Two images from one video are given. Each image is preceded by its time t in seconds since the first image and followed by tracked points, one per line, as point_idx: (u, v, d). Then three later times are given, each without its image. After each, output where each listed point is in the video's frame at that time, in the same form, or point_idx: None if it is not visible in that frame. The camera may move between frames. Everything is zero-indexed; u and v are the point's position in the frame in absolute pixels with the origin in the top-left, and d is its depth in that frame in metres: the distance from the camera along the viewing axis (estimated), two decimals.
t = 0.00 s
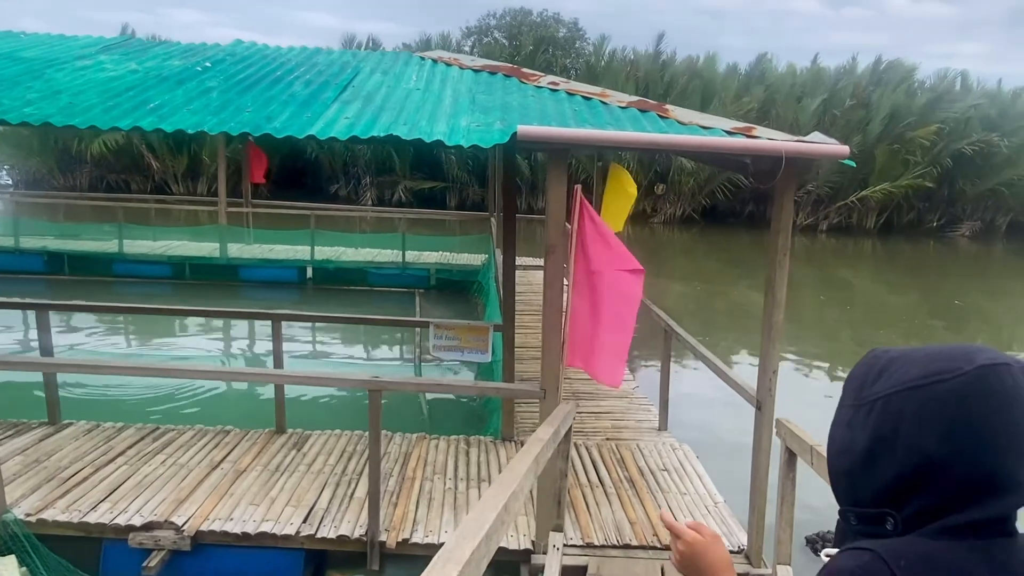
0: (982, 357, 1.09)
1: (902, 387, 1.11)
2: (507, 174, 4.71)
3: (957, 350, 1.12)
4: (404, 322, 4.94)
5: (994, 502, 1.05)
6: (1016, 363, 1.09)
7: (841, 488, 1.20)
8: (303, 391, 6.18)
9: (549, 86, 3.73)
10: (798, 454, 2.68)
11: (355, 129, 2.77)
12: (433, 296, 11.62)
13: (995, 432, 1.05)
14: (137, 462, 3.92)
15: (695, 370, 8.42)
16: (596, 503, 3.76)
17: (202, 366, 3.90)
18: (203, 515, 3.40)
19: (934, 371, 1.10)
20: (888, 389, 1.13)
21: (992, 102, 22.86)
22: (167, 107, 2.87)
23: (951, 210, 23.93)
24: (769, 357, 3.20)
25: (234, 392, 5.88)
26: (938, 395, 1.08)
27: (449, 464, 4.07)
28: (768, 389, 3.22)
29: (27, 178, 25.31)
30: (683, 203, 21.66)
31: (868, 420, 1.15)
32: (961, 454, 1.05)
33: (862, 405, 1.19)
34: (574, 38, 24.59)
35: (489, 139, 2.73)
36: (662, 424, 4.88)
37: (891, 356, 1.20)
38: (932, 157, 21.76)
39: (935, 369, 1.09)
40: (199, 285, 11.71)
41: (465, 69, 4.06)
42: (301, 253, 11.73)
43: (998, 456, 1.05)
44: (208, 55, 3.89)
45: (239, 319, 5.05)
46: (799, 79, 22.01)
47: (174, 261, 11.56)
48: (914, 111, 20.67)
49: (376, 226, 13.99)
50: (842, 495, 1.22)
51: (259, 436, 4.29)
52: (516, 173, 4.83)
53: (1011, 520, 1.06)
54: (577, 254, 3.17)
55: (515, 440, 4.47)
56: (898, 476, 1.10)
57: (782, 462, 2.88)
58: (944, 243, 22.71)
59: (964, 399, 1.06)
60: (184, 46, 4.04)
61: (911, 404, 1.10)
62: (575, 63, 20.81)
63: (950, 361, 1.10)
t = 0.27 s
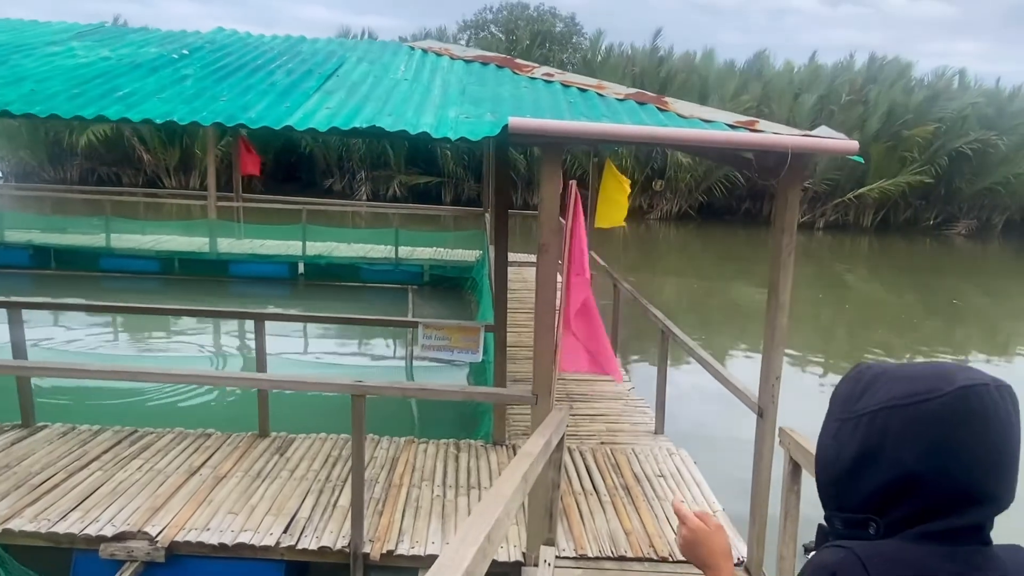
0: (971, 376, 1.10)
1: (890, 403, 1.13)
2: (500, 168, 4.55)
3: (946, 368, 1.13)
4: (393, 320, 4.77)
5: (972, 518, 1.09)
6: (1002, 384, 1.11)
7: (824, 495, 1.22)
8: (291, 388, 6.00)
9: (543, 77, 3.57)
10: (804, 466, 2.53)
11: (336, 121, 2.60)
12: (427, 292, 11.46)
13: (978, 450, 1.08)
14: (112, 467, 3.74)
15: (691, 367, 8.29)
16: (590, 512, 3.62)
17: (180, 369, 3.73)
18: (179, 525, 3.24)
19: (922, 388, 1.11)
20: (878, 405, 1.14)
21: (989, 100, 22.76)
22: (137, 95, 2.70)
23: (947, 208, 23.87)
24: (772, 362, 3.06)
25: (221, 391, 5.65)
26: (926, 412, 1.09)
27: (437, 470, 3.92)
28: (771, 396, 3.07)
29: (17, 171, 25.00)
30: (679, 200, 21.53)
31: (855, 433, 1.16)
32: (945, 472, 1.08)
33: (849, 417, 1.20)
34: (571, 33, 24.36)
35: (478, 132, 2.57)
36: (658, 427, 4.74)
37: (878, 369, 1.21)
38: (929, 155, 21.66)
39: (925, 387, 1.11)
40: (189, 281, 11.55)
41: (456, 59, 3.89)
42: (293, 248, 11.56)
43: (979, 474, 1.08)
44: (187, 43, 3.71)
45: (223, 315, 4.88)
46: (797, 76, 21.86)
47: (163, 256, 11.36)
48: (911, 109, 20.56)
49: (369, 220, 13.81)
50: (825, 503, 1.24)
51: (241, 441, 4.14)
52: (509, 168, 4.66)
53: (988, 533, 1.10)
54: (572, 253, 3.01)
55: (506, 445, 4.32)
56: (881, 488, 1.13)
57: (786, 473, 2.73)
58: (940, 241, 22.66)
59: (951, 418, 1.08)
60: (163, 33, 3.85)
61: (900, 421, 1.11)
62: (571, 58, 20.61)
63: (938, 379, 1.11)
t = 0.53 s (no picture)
0: (921, 349, 1.22)
1: (850, 384, 1.25)
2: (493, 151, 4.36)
3: (897, 343, 1.25)
4: (382, 309, 4.59)
5: (936, 488, 1.19)
6: (953, 355, 1.23)
7: (801, 483, 1.31)
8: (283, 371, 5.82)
9: (538, 53, 3.39)
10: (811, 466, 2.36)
11: (310, 92, 2.43)
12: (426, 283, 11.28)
13: (932, 421, 1.19)
14: (86, 460, 3.59)
15: (693, 361, 8.12)
16: (584, 511, 3.46)
17: (156, 357, 3.56)
18: (151, 521, 3.08)
19: (880, 366, 1.23)
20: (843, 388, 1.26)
21: (998, 93, 22.43)
22: (99, 65, 2.53)
23: (954, 202, 23.59)
24: (776, 355, 2.88)
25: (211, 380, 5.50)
26: (883, 389, 1.21)
27: (425, 466, 3.76)
28: (776, 391, 2.91)
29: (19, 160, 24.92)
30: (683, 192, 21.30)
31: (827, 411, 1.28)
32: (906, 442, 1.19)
33: (821, 404, 1.32)
34: (575, 23, 24.09)
35: (462, 105, 2.40)
36: (656, 422, 4.57)
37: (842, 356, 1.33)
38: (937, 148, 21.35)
39: (882, 365, 1.22)
40: (185, 270, 11.38)
41: (447, 35, 3.71)
42: (291, 238, 11.41)
43: (935, 444, 1.19)
44: (164, 16, 3.53)
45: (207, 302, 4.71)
46: (803, 68, 21.58)
47: (158, 244, 11.19)
48: (919, 102, 20.26)
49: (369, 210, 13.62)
50: (802, 488, 1.34)
51: (222, 433, 3.98)
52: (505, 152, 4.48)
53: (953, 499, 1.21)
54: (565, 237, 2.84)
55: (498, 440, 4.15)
56: (852, 468, 1.23)
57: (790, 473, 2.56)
58: (947, 237, 22.38)
59: (906, 391, 1.20)
60: (139, 7, 3.67)
61: (860, 398, 1.23)
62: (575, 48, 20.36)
63: (891, 358, 1.23)
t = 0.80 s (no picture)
0: (897, 348, 1.31)
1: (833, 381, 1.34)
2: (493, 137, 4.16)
3: (876, 345, 1.34)
4: (377, 301, 4.40)
5: (909, 480, 1.25)
6: (930, 354, 1.31)
7: (784, 477, 1.37)
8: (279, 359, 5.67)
9: (539, 30, 3.18)
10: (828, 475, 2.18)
11: (288, 68, 2.25)
12: (429, 273, 11.09)
13: (906, 415, 1.26)
14: (66, 456, 3.44)
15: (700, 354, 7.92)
16: (585, 515, 3.29)
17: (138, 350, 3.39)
18: (129, 522, 2.93)
19: (858, 364, 1.32)
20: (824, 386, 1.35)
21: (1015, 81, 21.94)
22: (64, 38, 2.36)
23: (968, 193, 23.17)
24: (791, 353, 2.71)
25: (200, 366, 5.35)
26: (860, 383, 1.30)
27: (420, 465, 3.60)
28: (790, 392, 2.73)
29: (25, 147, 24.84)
30: (692, 182, 20.99)
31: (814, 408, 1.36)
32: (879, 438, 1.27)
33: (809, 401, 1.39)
34: (584, 9, 23.71)
35: (453, 82, 2.22)
36: (662, 420, 4.39)
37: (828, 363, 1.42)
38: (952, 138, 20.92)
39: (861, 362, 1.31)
40: (186, 258, 11.23)
41: (445, 12, 3.50)
42: (292, 226, 11.25)
43: (910, 438, 1.26)
44: None
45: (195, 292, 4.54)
46: (815, 55, 21.16)
47: (158, 232, 11.07)
48: (933, 91, 19.83)
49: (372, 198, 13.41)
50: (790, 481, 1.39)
51: (210, 429, 3.82)
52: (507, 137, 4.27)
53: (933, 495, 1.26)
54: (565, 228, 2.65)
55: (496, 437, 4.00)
56: (831, 458, 1.30)
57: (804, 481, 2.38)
58: (961, 228, 21.96)
59: (881, 383, 1.29)
60: None
61: (838, 395, 1.32)
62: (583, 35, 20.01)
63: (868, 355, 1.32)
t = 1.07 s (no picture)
0: (887, 334, 1.32)
1: (835, 373, 1.33)
2: (501, 116, 3.95)
3: (864, 330, 1.35)
4: (378, 287, 4.22)
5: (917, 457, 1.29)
6: (920, 336, 1.31)
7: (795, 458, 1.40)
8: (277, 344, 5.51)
9: None
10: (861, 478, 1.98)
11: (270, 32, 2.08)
12: (438, 261, 10.90)
13: (903, 395, 1.28)
14: (52, 446, 3.29)
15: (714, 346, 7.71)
16: (593, 516, 3.11)
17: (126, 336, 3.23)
18: (113, 518, 2.78)
19: (858, 354, 1.32)
20: (827, 378, 1.35)
21: None
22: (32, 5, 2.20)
23: (989, 184, 22.66)
24: (818, 346, 2.52)
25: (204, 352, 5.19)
26: (855, 367, 1.31)
27: (420, 460, 3.43)
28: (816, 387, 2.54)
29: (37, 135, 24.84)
30: (707, 171, 20.64)
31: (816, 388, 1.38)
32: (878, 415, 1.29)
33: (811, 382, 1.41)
34: None
35: (450, 46, 2.03)
36: (676, 415, 4.19)
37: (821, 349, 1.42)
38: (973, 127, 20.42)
39: (860, 352, 1.32)
40: (192, 245, 11.12)
41: None
42: (299, 213, 11.09)
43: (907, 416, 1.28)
44: None
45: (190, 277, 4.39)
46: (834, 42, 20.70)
47: (165, 218, 10.95)
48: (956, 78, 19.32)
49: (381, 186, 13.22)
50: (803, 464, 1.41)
51: (204, 421, 3.67)
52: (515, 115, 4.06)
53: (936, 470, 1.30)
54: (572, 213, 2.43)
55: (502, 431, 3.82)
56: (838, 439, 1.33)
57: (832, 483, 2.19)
58: (981, 219, 21.50)
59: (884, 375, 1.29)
60: None
61: (839, 384, 1.33)
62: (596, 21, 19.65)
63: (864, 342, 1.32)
